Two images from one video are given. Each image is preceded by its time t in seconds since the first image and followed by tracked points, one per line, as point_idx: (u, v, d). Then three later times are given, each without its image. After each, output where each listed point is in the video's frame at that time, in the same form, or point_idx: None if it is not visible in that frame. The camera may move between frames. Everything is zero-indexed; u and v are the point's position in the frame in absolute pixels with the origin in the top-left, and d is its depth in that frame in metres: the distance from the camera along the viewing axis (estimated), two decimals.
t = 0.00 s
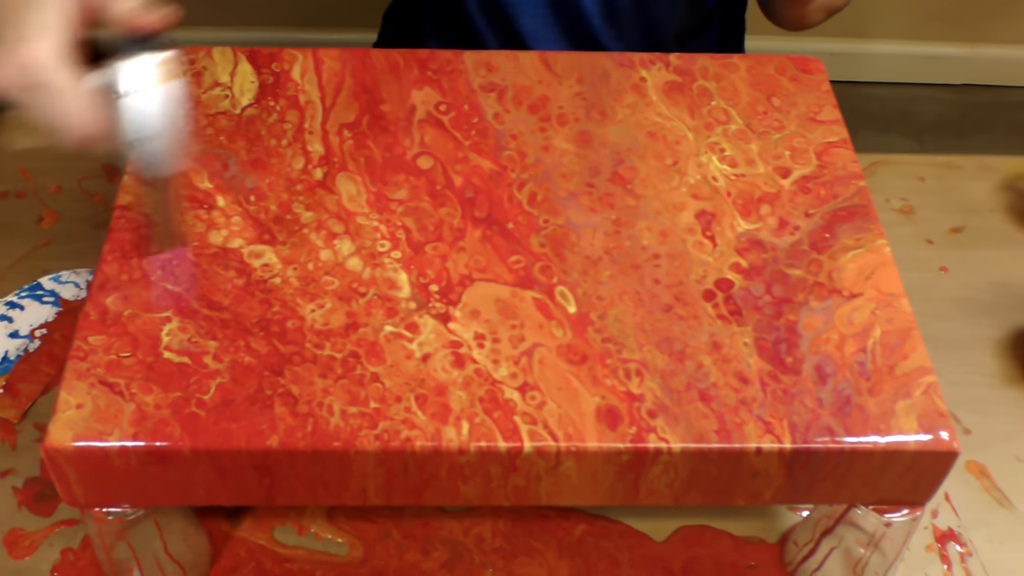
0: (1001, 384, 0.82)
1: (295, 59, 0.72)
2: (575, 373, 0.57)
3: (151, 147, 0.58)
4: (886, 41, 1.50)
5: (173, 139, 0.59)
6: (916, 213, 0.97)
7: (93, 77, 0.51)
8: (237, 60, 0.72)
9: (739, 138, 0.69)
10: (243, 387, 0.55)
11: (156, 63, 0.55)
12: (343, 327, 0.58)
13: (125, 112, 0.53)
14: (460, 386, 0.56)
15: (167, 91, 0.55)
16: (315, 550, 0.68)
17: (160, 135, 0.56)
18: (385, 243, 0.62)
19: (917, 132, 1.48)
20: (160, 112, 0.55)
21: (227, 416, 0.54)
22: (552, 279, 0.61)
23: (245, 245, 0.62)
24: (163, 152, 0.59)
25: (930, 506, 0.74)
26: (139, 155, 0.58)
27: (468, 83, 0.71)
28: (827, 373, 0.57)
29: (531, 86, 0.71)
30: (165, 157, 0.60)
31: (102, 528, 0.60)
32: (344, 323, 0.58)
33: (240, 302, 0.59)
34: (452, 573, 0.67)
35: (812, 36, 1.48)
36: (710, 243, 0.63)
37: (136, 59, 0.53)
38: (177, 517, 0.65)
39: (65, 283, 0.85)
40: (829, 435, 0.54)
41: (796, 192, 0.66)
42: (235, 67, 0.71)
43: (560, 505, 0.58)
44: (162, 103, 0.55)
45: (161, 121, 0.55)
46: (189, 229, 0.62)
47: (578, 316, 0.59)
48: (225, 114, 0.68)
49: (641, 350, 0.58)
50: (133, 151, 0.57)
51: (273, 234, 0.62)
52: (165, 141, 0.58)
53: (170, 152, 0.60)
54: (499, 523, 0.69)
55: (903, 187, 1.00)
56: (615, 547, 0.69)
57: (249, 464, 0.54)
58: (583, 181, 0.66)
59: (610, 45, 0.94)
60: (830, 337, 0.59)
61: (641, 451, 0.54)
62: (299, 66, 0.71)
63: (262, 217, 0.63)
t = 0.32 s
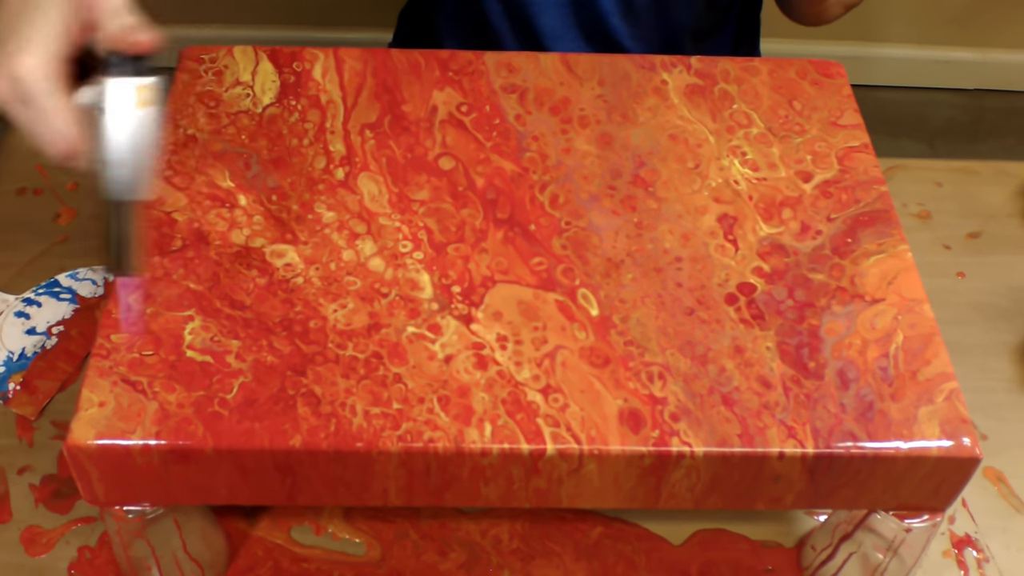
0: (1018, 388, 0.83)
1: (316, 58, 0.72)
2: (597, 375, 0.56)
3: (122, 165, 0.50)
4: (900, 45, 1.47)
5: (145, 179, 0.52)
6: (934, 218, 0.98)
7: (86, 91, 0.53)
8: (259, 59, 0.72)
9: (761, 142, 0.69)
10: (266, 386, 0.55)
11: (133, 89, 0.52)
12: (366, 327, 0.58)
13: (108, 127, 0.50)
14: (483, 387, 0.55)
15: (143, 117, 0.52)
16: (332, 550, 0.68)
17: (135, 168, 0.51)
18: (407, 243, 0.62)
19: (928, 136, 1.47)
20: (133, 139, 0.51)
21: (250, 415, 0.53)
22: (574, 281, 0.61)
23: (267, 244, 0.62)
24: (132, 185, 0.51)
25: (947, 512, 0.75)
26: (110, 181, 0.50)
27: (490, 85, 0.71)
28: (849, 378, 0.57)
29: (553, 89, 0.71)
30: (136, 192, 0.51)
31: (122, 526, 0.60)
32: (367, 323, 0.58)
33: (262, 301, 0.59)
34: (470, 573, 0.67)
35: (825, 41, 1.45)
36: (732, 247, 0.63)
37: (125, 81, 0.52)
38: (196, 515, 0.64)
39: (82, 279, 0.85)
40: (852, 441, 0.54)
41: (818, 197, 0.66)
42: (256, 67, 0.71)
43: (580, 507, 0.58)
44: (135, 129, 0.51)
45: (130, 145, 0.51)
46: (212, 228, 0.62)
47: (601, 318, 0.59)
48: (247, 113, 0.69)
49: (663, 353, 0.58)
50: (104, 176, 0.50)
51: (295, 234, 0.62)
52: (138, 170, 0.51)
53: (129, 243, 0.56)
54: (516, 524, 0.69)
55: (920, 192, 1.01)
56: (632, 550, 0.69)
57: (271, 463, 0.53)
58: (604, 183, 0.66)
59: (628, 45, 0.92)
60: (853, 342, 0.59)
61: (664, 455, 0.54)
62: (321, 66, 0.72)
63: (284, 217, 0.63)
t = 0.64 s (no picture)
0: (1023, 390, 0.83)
1: (323, 58, 0.72)
2: (604, 376, 0.56)
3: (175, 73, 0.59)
4: (904, 46, 1.47)
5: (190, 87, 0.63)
6: (938, 220, 0.98)
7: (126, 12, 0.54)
8: (266, 58, 0.72)
9: (767, 143, 0.69)
10: (272, 386, 0.55)
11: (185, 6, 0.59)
12: (372, 327, 0.58)
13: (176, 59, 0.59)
14: (490, 387, 0.55)
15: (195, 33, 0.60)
16: (337, 550, 0.68)
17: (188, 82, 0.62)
18: (414, 244, 0.62)
19: (932, 138, 1.48)
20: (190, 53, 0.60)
21: (257, 415, 0.54)
22: (581, 282, 0.61)
23: (274, 244, 0.62)
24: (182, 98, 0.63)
25: (951, 513, 0.75)
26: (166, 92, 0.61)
27: (496, 85, 0.71)
28: (856, 379, 0.57)
29: (560, 89, 0.71)
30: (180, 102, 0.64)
31: (127, 525, 0.60)
32: (373, 323, 0.58)
33: (269, 301, 0.59)
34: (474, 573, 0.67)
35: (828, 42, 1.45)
36: (739, 248, 0.63)
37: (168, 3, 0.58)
38: (201, 513, 0.64)
39: (87, 279, 0.85)
40: (859, 442, 0.54)
41: (824, 198, 0.66)
42: (263, 66, 0.71)
43: (586, 508, 0.58)
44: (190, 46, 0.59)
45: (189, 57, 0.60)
46: (218, 227, 0.62)
47: (607, 319, 0.59)
48: (254, 113, 0.69)
49: (670, 354, 0.58)
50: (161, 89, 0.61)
51: (302, 234, 0.62)
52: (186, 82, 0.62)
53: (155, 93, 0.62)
54: (521, 524, 0.69)
55: (925, 193, 1.01)
56: (637, 551, 0.69)
57: (278, 463, 0.53)
58: (611, 184, 0.66)
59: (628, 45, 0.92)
60: (859, 344, 0.59)
61: (670, 455, 0.54)
62: (328, 65, 0.72)
63: (290, 216, 0.63)
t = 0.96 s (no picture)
0: (1020, 389, 0.83)
1: (319, 58, 0.72)
2: (599, 376, 0.56)
3: (214, 12, 0.60)
4: (901, 45, 1.47)
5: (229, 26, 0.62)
6: (935, 219, 0.98)
7: None
8: (261, 58, 0.72)
9: (763, 142, 0.69)
10: (267, 386, 0.55)
11: None
12: (368, 327, 0.58)
13: None
14: (485, 387, 0.55)
15: None
16: (334, 550, 0.68)
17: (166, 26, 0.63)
18: (409, 243, 0.62)
19: (930, 137, 1.48)
20: None
21: (252, 415, 0.53)
22: (576, 281, 0.61)
23: (269, 244, 0.62)
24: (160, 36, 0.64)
25: (948, 512, 0.75)
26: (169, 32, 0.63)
27: (491, 85, 0.71)
28: (851, 378, 0.57)
29: (555, 89, 0.71)
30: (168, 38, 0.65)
31: (123, 526, 0.60)
32: (369, 323, 0.58)
33: (264, 301, 0.59)
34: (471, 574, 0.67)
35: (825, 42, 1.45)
36: (734, 247, 0.63)
37: None
38: (197, 514, 0.64)
39: (84, 280, 0.85)
40: (854, 441, 0.54)
41: (820, 197, 0.66)
42: (259, 66, 0.72)
43: (581, 507, 0.58)
44: None
45: None
46: (214, 228, 0.62)
47: (603, 318, 0.59)
48: (250, 113, 0.69)
49: (665, 353, 0.58)
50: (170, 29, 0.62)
51: (297, 234, 0.62)
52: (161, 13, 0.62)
53: (226, 79, 0.67)
54: (517, 524, 0.69)
55: (922, 193, 1.01)
56: (633, 550, 0.69)
57: (273, 463, 0.53)
58: (607, 183, 0.66)
59: (622, 40, 0.91)
60: (855, 343, 0.59)
61: (665, 455, 0.54)
62: (323, 66, 0.72)
63: (286, 216, 0.63)
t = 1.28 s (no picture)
0: (1020, 389, 0.82)
1: (318, 58, 0.72)
2: (598, 376, 0.56)
3: None
4: (900, 45, 1.47)
5: None
6: (935, 218, 0.98)
7: None
8: (260, 58, 0.72)
9: (762, 141, 0.69)
10: (266, 386, 0.55)
11: None
12: (366, 327, 0.58)
13: None
14: (484, 387, 0.55)
15: None
16: (333, 550, 0.68)
17: None
18: (408, 243, 0.62)
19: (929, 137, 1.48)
20: None
21: (250, 415, 0.53)
22: (575, 281, 0.61)
23: (268, 244, 0.62)
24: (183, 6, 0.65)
25: (948, 512, 0.75)
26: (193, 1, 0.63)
27: (490, 85, 0.71)
28: (850, 378, 0.57)
29: (554, 89, 0.71)
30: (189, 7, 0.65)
31: (122, 526, 0.59)
32: (367, 323, 0.58)
33: (263, 301, 0.59)
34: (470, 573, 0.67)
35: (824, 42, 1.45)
36: (733, 247, 0.63)
37: None
38: (196, 514, 0.64)
39: (83, 280, 0.85)
40: (853, 441, 0.54)
41: (819, 197, 0.66)
42: (258, 66, 0.72)
43: (580, 507, 0.58)
44: None
45: None
46: (212, 228, 0.62)
47: (602, 318, 0.59)
48: (248, 113, 0.69)
49: (664, 353, 0.58)
50: None
51: (296, 234, 0.62)
52: None
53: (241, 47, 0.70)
54: (516, 524, 0.69)
55: (921, 192, 1.01)
56: (632, 551, 0.69)
57: (272, 463, 0.53)
58: (605, 183, 0.66)
59: (620, 36, 0.92)
60: (854, 342, 0.58)
61: (664, 455, 0.54)
62: (322, 66, 0.72)
63: (284, 216, 0.63)
